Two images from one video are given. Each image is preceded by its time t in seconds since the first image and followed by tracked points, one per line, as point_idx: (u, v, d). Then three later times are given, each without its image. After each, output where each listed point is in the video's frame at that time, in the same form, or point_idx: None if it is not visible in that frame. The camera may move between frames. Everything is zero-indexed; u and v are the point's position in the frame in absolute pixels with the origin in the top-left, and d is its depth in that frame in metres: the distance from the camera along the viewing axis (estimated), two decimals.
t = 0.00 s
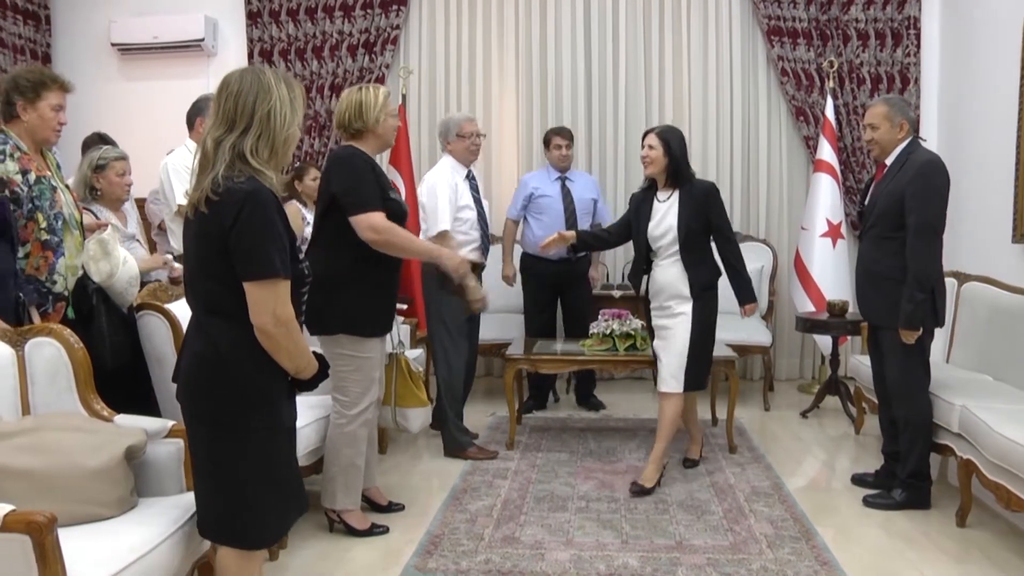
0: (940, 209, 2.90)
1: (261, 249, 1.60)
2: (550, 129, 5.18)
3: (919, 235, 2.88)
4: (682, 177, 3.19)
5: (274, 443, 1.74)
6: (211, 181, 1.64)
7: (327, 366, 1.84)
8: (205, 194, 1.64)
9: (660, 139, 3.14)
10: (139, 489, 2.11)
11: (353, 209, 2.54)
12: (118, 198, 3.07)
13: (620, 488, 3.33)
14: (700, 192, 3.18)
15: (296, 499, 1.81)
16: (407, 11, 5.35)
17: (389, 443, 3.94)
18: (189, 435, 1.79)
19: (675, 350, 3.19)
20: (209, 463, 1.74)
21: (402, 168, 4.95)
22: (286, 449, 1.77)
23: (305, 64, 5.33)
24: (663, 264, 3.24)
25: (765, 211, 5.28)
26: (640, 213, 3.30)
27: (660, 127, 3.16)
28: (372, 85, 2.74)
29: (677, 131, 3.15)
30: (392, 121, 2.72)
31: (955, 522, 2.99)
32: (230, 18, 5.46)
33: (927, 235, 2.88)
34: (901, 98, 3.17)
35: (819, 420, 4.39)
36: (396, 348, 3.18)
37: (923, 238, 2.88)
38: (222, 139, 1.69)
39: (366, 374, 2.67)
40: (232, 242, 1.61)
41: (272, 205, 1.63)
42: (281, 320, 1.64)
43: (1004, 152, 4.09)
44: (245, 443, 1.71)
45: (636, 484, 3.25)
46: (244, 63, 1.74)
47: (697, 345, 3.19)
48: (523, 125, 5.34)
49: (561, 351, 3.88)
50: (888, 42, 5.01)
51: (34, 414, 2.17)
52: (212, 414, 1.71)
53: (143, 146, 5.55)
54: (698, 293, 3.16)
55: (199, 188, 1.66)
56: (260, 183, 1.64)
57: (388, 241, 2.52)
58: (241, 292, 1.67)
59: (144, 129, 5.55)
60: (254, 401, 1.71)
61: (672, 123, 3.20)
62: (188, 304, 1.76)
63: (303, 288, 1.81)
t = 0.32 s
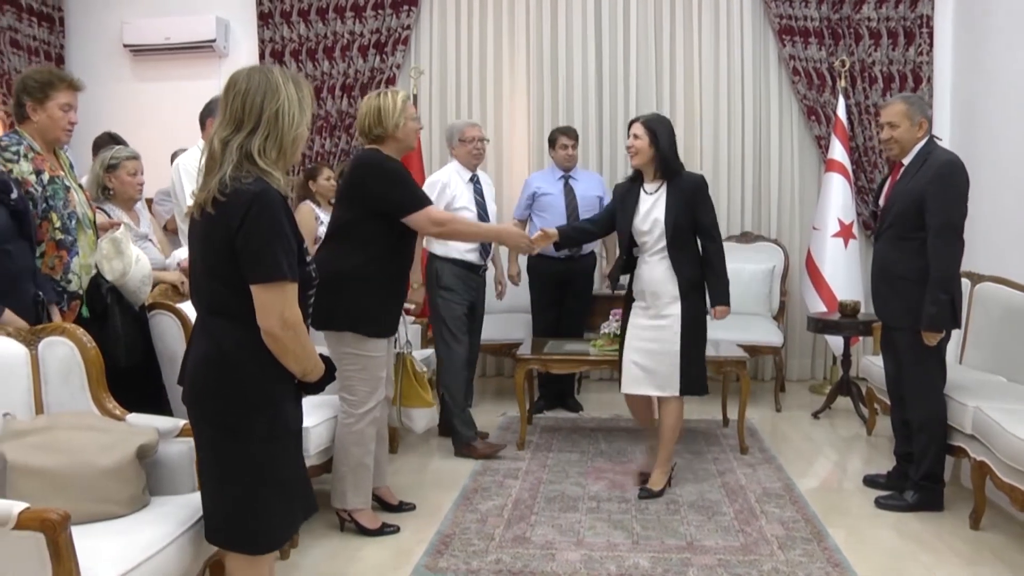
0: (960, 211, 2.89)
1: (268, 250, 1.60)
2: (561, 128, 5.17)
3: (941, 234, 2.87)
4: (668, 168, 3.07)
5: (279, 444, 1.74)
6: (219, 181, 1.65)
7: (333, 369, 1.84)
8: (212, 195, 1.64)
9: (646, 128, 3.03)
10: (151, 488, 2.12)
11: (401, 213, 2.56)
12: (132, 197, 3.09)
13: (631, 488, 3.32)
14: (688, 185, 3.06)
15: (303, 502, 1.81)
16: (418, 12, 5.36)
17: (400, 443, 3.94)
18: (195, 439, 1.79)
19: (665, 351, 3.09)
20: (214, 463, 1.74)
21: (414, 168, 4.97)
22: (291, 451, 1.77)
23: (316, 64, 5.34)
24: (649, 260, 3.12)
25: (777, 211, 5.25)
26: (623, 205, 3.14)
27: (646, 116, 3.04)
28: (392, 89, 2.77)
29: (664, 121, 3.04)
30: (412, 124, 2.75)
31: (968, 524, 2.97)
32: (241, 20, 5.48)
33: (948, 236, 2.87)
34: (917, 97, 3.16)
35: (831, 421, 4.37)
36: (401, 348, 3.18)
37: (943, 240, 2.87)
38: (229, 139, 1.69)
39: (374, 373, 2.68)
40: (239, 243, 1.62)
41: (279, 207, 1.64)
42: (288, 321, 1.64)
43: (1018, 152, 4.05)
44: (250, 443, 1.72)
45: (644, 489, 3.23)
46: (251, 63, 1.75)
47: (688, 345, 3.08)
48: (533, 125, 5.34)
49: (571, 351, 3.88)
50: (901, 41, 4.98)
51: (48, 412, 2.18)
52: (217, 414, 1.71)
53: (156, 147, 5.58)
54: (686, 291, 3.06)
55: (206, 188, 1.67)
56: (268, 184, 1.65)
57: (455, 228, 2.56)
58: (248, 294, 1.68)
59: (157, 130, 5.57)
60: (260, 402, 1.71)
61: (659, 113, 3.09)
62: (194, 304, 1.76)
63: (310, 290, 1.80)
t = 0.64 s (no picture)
0: (982, 211, 2.86)
1: (286, 252, 1.61)
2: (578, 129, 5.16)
3: (963, 234, 2.85)
4: (660, 165, 2.97)
5: (294, 445, 1.75)
6: (237, 182, 1.65)
7: (347, 371, 1.84)
8: (230, 195, 1.65)
9: (637, 124, 2.93)
10: (169, 486, 2.13)
11: (426, 213, 2.58)
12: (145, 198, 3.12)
13: (648, 489, 3.31)
14: (682, 182, 2.99)
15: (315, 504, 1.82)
16: (435, 12, 5.37)
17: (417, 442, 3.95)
18: (209, 439, 1.80)
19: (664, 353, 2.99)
20: (229, 463, 1.75)
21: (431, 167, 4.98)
22: (305, 451, 1.78)
23: (333, 65, 5.37)
24: (640, 260, 3.02)
25: (794, 211, 5.22)
26: (614, 203, 3.05)
27: (637, 111, 2.94)
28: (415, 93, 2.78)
29: (656, 116, 2.93)
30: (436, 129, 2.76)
31: (990, 528, 2.94)
32: (259, 21, 5.51)
33: (970, 237, 2.84)
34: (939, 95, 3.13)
35: (849, 423, 4.34)
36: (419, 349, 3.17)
37: (965, 241, 2.84)
38: (247, 140, 1.70)
39: (392, 372, 2.68)
40: (256, 244, 1.62)
41: (297, 208, 1.64)
42: (305, 323, 1.65)
43: None
44: (265, 443, 1.72)
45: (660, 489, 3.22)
46: (269, 64, 1.75)
47: (685, 346, 3.00)
48: (550, 125, 5.34)
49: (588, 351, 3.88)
50: (920, 39, 4.93)
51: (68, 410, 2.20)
52: (232, 415, 1.72)
53: (174, 147, 5.63)
54: (682, 291, 2.97)
55: (224, 188, 1.67)
56: (285, 185, 1.65)
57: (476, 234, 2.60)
58: (263, 295, 1.68)
59: (175, 131, 5.62)
60: (275, 403, 1.71)
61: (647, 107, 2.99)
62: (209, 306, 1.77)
63: (325, 291, 1.81)
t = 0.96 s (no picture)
0: (1007, 210, 2.82)
1: (309, 251, 1.62)
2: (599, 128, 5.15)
3: (987, 234, 2.81)
4: (665, 164, 2.93)
5: (320, 440, 1.76)
6: (260, 182, 1.66)
7: (372, 368, 1.85)
8: (254, 194, 1.66)
9: (647, 122, 2.87)
10: (192, 484, 2.15)
11: (438, 211, 2.58)
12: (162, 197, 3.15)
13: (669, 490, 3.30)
14: (685, 181, 2.93)
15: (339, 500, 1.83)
16: (456, 12, 5.37)
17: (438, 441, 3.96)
18: (234, 435, 1.81)
19: (666, 355, 2.93)
20: (255, 460, 1.76)
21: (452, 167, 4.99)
22: (331, 447, 1.79)
23: (354, 65, 5.39)
24: (643, 261, 2.97)
25: (816, 211, 5.18)
26: (616, 203, 3.00)
27: (645, 108, 2.88)
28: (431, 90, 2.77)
29: (663, 115, 2.88)
30: (449, 125, 2.76)
31: (1017, 532, 2.89)
32: (280, 22, 5.54)
33: (994, 236, 2.80)
34: (965, 93, 3.09)
35: (871, 424, 4.30)
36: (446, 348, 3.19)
37: (989, 240, 2.80)
38: (269, 140, 1.71)
39: (416, 372, 2.69)
40: (281, 243, 1.63)
41: (319, 206, 1.65)
42: (330, 320, 1.66)
43: None
44: (291, 440, 1.73)
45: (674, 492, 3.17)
46: (288, 65, 1.76)
47: (685, 348, 2.93)
48: (571, 125, 5.33)
49: (608, 352, 3.87)
50: (945, 36, 4.87)
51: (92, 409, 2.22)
52: (257, 412, 1.73)
53: (197, 148, 5.67)
54: (685, 293, 2.91)
55: (247, 189, 1.68)
56: (308, 185, 1.66)
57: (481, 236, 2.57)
58: (288, 293, 1.69)
59: (197, 131, 5.67)
60: (301, 399, 1.72)
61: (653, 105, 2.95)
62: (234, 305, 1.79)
63: (348, 289, 1.82)
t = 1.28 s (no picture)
0: None
1: (353, 247, 1.64)
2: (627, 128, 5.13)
3: None
4: (684, 166, 2.76)
5: (356, 438, 1.78)
6: (297, 183, 1.67)
7: (420, 353, 1.87)
8: (291, 195, 1.67)
9: (664, 122, 2.72)
10: (223, 480, 2.17)
11: (437, 205, 2.56)
12: (191, 196, 3.18)
13: (698, 492, 3.27)
14: (704, 183, 2.75)
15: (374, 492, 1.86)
16: (485, 12, 5.38)
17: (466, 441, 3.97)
18: (269, 431, 1.82)
19: (680, 364, 2.72)
20: (292, 458, 1.77)
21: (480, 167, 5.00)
22: (367, 444, 1.81)
23: (383, 66, 5.42)
24: (661, 266, 2.79)
25: (846, 210, 5.12)
26: (633, 206, 2.84)
27: (662, 109, 2.74)
28: (440, 90, 2.78)
29: (681, 115, 2.74)
30: (456, 120, 2.73)
31: None
32: (310, 23, 5.59)
33: None
34: (1001, 90, 3.03)
35: (903, 427, 4.24)
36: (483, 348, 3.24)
37: None
38: (302, 144, 1.72)
39: (449, 371, 2.71)
40: (321, 244, 1.65)
41: (359, 206, 1.67)
42: (381, 315, 1.68)
43: None
44: (329, 438, 1.75)
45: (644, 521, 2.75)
46: (317, 70, 1.78)
47: (701, 358, 2.74)
48: (600, 124, 5.31)
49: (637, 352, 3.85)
50: (981, 32, 4.79)
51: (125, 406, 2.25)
52: (294, 411, 1.75)
53: (228, 149, 5.74)
54: (705, 300, 2.73)
55: (283, 190, 1.69)
56: (345, 184, 1.67)
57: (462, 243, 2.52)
58: (329, 291, 1.71)
59: (228, 132, 5.74)
60: (339, 398, 1.74)
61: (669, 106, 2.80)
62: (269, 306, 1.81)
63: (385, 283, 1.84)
